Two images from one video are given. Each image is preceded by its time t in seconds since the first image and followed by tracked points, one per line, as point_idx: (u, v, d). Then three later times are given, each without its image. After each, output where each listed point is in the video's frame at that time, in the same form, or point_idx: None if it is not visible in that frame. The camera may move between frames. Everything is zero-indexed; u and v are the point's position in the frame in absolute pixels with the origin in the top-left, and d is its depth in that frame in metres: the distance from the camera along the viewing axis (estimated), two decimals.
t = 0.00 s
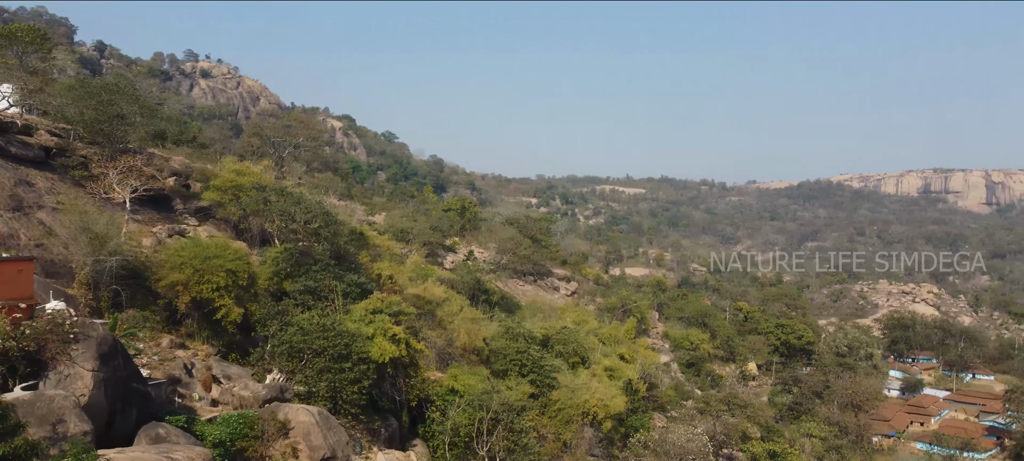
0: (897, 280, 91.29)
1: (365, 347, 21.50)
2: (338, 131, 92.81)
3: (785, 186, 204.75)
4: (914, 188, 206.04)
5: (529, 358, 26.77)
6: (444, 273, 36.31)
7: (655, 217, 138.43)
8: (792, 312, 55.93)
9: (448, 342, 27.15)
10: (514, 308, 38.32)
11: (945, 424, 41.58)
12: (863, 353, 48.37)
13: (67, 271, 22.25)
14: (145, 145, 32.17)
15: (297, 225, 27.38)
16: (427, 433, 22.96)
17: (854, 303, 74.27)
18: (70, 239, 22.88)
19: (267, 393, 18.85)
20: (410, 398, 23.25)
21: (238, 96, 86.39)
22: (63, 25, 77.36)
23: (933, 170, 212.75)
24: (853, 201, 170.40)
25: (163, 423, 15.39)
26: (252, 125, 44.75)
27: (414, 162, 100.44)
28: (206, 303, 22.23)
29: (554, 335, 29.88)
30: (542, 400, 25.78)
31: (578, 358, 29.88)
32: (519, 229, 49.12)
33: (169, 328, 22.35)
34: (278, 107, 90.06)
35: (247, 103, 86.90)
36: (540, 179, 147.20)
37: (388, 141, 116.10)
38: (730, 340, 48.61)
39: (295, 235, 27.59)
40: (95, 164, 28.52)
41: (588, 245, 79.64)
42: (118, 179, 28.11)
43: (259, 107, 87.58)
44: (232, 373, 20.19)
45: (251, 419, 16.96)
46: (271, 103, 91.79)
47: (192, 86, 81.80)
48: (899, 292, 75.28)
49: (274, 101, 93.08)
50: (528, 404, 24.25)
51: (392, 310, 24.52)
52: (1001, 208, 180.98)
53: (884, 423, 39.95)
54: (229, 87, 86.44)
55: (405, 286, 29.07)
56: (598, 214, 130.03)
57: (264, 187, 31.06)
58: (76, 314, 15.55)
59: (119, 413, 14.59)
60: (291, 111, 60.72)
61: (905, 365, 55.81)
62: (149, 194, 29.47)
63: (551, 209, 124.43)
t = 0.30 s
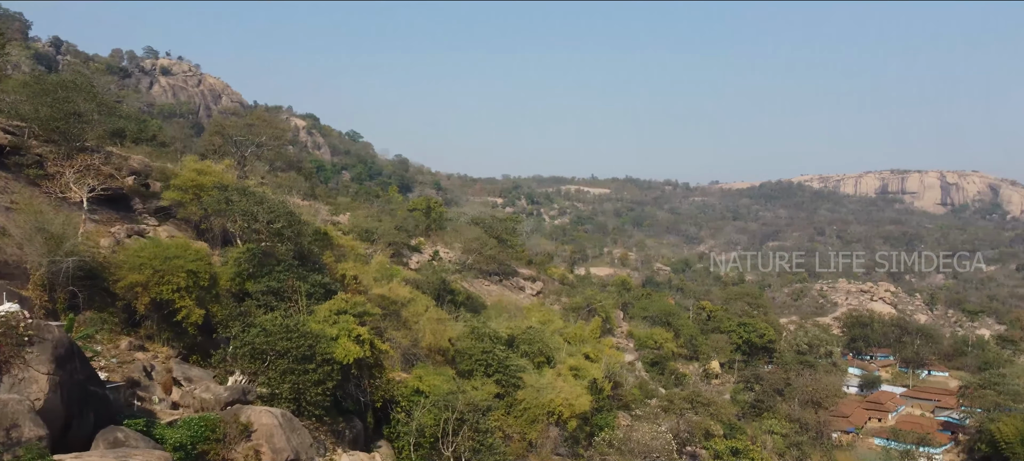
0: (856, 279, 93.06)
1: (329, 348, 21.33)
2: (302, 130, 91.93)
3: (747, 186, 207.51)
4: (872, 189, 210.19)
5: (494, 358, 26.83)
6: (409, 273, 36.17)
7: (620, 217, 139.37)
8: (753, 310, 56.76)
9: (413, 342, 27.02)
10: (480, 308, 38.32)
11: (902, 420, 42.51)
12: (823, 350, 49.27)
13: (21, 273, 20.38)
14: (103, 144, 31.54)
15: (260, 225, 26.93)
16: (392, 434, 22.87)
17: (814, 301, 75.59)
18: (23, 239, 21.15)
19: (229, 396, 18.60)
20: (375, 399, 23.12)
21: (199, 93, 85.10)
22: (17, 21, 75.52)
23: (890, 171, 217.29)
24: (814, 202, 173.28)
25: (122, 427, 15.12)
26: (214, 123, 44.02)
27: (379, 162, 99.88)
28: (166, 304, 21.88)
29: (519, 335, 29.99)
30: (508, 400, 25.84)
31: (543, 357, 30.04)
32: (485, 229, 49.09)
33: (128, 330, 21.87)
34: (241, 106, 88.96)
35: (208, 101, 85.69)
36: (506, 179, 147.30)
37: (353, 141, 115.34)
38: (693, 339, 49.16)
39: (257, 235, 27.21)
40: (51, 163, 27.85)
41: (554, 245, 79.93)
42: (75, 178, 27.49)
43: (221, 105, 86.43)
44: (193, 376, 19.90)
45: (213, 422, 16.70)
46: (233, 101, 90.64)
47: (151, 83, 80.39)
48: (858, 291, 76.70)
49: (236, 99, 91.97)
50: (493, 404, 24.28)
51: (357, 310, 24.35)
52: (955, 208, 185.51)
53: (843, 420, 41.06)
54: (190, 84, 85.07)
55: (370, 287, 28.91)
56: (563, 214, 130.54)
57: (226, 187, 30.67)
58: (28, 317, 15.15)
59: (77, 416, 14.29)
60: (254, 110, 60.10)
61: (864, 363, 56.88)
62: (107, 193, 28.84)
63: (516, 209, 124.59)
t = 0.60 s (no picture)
0: (816, 277, 94.71)
1: (293, 349, 21.12)
2: (264, 129, 90.87)
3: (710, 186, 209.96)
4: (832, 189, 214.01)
5: (460, 358, 26.85)
6: (374, 273, 35.94)
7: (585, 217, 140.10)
8: (716, 309, 57.43)
9: (378, 343, 26.80)
10: (445, 308, 38.21)
11: (860, 416, 43.35)
12: (784, 348, 50.06)
13: None
14: (59, 142, 30.76)
15: (221, 225, 26.47)
16: (357, 436, 22.74)
17: (775, 300, 76.72)
18: None
19: (190, 398, 18.36)
20: (340, 400, 22.83)
21: (158, 91, 83.68)
22: None
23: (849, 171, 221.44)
24: (775, 202, 175.92)
25: (79, 432, 14.84)
26: (174, 121, 43.23)
27: (344, 161, 99.09)
28: (124, 306, 21.46)
29: (484, 335, 30.01)
30: (474, 400, 25.85)
31: (509, 357, 30.08)
32: (450, 230, 49.01)
33: (84, 332, 21.23)
34: (202, 104, 87.71)
35: (168, 100, 84.30)
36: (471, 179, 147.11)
37: (317, 140, 114.36)
38: (658, 337, 49.61)
39: (218, 236, 26.79)
40: (4, 161, 27.05)
41: (519, 245, 80.05)
42: (29, 177, 26.76)
43: (182, 103, 85.10)
44: (153, 378, 19.47)
45: (173, 425, 16.46)
46: (194, 100, 89.36)
47: (109, 81, 78.81)
48: (818, 290, 78.02)
49: (197, 97, 90.61)
50: (458, 405, 24.25)
51: (320, 312, 24.10)
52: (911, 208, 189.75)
53: (805, 417, 41.72)
54: (149, 82, 83.57)
55: (333, 288, 28.64)
56: (529, 214, 130.80)
57: (186, 186, 30.31)
58: None
59: (32, 421, 13.97)
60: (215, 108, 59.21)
61: (824, 360, 57.89)
62: (63, 192, 28.07)
63: (482, 209, 124.43)
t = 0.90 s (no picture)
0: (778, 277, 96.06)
1: (257, 350, 20.92)
2: (227, 127, 89.64)
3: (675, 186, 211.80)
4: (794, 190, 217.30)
5: (426, 358, 26.81)
6: (339, 273, 35.67)
7: (551, 217, 140.42)
8: (681, 308, 57.98)
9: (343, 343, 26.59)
10: (411, 308, 38.05)
11: (821, 413, 44.11)
12: (747, 346, 50.78)
13: None
14: (14, 140, 29.90)
15: (183, 225, 26.09)
16: (322, 437, 22.50)
17: (738, 299, 77.70)
18: None
19: (151, 401, 18.11)
20: (305, 402, 22.61)
21: (118, 89, 82.11)
22: None
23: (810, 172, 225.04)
24: (739, 202, 178.17)
25: (36, 436, 14.51)
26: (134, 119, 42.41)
27: (308, 160, 98.09)
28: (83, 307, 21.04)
29: (451, 335, 29.98)
30: (440, 400, 25.83)
31: (475, 357, 30.09)
32: (416, 230, 48.91)
33: (41, 335, 20.64)
34: (163, 102, 86.25)
35: (128, 97, 82.78)
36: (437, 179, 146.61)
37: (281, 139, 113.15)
38: (623, 336, 50.00)
39: (181, 235, 26.40)
40: None
41: (485, 245, 80.02)
42: None
43: (142, 101, 83.62)
44: (113, 381, 19.12)
45: (133, 428, 16.17)
46: (155, 97, 87.84)
47: (67, 77, 77.07)
48: (780, 288, 79.13)
49: (158, 95, 89.09)
50: (424, 405, 24.21)
51: (285, 312, 23.86)
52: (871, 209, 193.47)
53: (766, 414, 42.04)
54: (109, 79, 81.98)
55: (298, 288, 28.35)
56: (495, 214, 130.75)
57: (148, 185, 30.05)
58: None
59: None
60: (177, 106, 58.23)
61: (786, 358, 58.80)
62: (20, 192, 27.26)
63: (448, 209, 124.05)
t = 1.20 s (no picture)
0: (747, 276, 97.15)
1: (225, 351, 20.69)
2: (194, 126, 88.49)
3: (645, 187, 213.18)
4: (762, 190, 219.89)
5: (397, 359, 26.71)
6: (309, 273, 35.39)
7: (522, 217, 140.55)
8: (651, 307, 58.38)
9: (313, 344, 26.40)
10: (382, 308, 37.87)
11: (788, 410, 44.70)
12: (716, 345, 51.29)
13: None
14: None
15: (149, 224, 25.70)
16: (291, 439, 22.31)
17: (708, 298, 78.46)
18: None
19: (116, 404, 17.83)
20: (274, 404, 22.45)
21: (82, 86, 80.65)
22: None
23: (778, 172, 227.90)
24: (708, 202, 179.92)
25: None
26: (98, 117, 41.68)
27: (278, 159, 97.17)
28: (46, 309, 20.61)
29: (422, 335, 29.91)
30: (411, 400, 25.76)
31: (447, 357, 30.06)
32: (387, 230, 48.71)
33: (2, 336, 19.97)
34: (129, 100, 84.95)
35: (92, 95, 81.38)
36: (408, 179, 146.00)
37: (250, 138, 111.97)
38: (594, 336, 50.28)
39: (146, 235, 26.02)
40: None
41: (456, 245, 79.89)
42: None
43: (107, 99, 82.26)
44: (77, 384, 18.78)
45: (98, 432, 15.91)
46: (120, 95, 86.43)
47: (29, 74, 75.53)
48: (749, 287, 80.02)
49: (123, 93, 87.68)
50: (395, 405, 24.13)
51: (253, 313, 23.64)
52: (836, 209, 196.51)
53: (735, 411, 42.41)
54: (72, 76, 80.49)
55: (266, 288, 28.07)
56: (466, 214, 130.57)
57: (113, 185, 29.52)
58: None
59: None
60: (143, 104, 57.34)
61: (754, 356, 59.48)
62: None
63: (419, 209, 123.60)
